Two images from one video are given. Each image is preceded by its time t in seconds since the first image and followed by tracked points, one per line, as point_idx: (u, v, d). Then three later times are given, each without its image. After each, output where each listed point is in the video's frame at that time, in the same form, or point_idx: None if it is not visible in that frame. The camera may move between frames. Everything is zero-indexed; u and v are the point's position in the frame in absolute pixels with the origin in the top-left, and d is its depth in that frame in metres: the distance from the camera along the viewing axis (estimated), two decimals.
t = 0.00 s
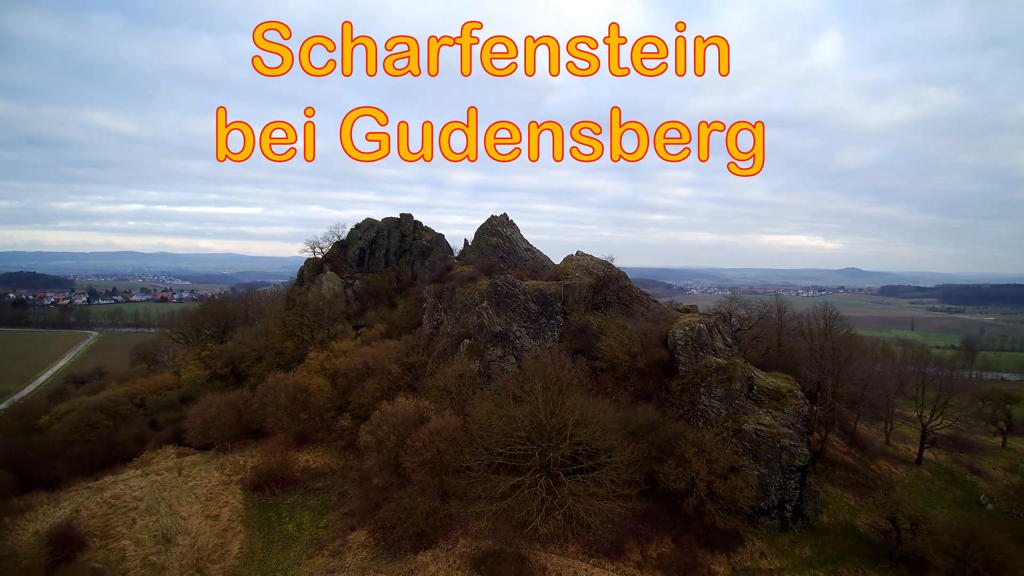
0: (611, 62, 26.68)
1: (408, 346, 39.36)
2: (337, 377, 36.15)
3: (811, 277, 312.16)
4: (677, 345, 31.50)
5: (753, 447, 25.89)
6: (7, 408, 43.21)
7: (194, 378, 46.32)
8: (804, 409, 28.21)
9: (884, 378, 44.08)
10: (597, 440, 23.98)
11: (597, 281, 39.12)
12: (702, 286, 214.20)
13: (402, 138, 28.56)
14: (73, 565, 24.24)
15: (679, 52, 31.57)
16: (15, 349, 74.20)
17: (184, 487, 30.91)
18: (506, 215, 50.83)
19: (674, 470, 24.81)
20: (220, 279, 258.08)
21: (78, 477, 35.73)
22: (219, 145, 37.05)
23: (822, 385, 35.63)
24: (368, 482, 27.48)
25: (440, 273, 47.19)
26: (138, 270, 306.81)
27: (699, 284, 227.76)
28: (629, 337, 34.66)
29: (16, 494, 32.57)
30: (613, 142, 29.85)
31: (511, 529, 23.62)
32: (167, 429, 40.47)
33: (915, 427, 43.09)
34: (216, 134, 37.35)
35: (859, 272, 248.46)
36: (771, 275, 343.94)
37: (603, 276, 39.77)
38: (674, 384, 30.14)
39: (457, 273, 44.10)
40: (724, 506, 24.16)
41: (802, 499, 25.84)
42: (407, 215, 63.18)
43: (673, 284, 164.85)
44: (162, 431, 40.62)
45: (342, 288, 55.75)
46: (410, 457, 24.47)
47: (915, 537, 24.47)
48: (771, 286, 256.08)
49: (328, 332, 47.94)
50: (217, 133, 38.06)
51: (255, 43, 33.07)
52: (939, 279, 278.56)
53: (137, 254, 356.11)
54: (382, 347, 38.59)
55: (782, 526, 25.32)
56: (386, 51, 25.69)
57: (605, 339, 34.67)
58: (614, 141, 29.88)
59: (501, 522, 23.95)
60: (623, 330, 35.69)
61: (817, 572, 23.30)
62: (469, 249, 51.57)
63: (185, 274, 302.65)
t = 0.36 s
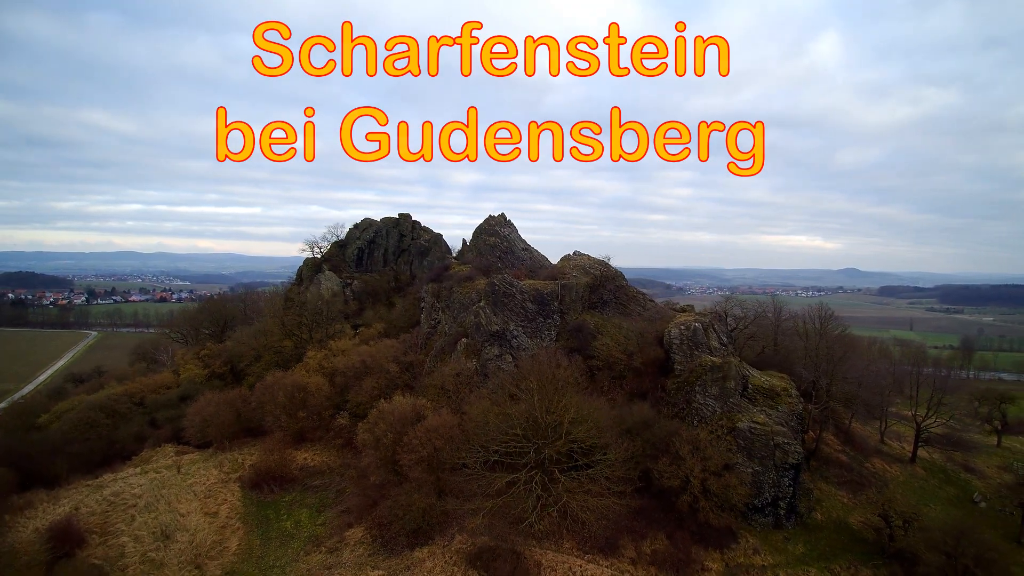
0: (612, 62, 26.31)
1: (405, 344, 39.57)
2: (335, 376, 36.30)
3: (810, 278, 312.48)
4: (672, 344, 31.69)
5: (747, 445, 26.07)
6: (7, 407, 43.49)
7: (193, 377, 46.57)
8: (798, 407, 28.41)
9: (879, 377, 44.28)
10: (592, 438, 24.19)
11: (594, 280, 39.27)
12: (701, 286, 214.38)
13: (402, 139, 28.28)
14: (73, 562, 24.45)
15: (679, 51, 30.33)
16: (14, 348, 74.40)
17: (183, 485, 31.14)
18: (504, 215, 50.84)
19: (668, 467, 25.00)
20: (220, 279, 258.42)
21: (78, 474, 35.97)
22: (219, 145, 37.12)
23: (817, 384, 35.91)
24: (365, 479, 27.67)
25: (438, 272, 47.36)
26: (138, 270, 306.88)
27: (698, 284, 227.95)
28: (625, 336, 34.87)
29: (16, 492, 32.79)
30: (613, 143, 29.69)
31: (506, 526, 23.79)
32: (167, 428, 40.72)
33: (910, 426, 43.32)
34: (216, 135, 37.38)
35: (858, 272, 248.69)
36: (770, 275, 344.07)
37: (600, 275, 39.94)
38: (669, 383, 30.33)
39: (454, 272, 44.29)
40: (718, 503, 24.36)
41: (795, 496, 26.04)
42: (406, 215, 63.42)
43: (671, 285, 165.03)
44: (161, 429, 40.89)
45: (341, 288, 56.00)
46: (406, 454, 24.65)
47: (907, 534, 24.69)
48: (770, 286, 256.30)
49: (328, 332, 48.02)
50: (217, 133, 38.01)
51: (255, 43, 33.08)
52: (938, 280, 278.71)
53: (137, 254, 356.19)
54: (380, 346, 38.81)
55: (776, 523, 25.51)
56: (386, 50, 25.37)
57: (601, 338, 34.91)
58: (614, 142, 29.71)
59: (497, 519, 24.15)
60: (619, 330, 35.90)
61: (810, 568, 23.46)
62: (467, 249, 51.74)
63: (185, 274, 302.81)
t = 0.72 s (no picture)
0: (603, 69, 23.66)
1: (404, 343, 39.67)
2: (334, 375, 36.39)
3: (809, 278, 313.12)
4: (670, 343, 31.85)
5: (744, 443, 26.22)
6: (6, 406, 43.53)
7: (192, 376, 46.66)
8: (795, 405, 28.59)
9: (875, 376, 44.52)
10: (589, 435, 24.36)
11: (592, 279, 39.41)
12: (700, 286, 214.87)
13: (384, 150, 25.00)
14: (73, 559, 24.55)
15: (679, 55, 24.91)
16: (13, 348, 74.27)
17: (182, 483, 31.25)
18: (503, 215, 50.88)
19: (665, 465, 25.17)
20: (218, 279, 257.88)
21: (77, 473, 36.05)
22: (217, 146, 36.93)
23: (813, 382, 36.26)
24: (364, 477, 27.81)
25: (437, 271, 47.49)
26: (136, 270, 306.20)
27: (697, 284, 228.33)
28: (623, 335, 35.03)
29: (15, 491, 32.87)
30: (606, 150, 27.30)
31: (504, 523, 24.02)
32: (166, 427, 40.79)
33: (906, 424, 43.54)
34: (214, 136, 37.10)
35: (856, 272, 249.21)
36: (768, 275, 344.57)
37: (598, 274, 40.02)
38: (666, 381, 30.46)
39: (453, 271, 44.44)
40: (714, 500, 24.56)
41: (791, 493, 26.24)
42: (405, 215, 63.54)
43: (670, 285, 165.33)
44: (160, 428, 40.96)
45: (340, 287, 56.14)
46: (405, 452, 24.79)
47: (902, 530, 24.89)
48: (768, 286, 256.80)
49: (327, 331, 48.10)
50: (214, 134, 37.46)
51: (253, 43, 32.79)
52: (936, 279, 279.59)
53: (135, 254, 355.38)
54: (379, 345, 38.94)
55: (772, 520, 25.69)
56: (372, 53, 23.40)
57: (599, 337, 35.07)
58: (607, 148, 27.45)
59: (495, 516, 24.32)
60: (617, 329, 36.07)
61: (805, 564, 23.64)
62: (466, 248, 51.84)
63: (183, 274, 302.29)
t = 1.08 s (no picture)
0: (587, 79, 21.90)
1: (405, 343, 39.79)
2: (335, 374, 36.48)
3: (807, 277, 313.84)
4: (669, 341, 31.95)
5: (743, 441, 26.39)
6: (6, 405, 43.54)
7: (192, 375, 46.81)
8: (793, 403, 28.75)
9: (873, 375, 44.74)
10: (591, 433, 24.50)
11: (592, 278, 39.45)
12: (698, 286, 215.30)
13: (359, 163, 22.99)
14: (76, 557, 24.63)
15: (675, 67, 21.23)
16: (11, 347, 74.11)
17: (184, 482, 31.31)
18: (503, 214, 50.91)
19: (666, 462, 25.33)
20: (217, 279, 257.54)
21: (78, 472, 36.10)
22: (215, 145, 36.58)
23: (812, 380, 36.49)
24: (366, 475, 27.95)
25: (437, 270, 47.58)
26: (134, 270, 305.64)
27: (695, 284, 228.64)
28: (622, 334, 35.19)
29: (16, 490, 32.91)
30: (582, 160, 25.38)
31: (506, 520, 24.15)
32: (166, 426, 40.83)
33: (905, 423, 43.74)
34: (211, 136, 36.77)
35: (854, 272, 249.68)
36: (767, 275, 344.95)
37: (598, 273, 40.15)
38: (666, 379, 30.60)
39: (453, 271, 44.57)
40: (714, 497, 24.75)
41: (791, 490, 26.42)
42: (404, 215, 63.67)
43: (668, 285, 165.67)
44: (161, 427, 41.03)
45: (340, 286, 56.24)
46: (407, 450, 24.91)
47: (901, 527, 25.09)
48: (767, 286, 257.42)
49: (328, 330, 48.12)
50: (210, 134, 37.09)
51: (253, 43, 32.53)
52: (933, 279, 280.45)
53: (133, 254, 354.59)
54: (379, 344, 39.07)
55: (772, 517, 25.84)
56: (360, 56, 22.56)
57: (598, 335, 35.23)
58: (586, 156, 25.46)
59: (496, 514, 24.49)
60: (616, 327, 36.23)
61: (805, 561, 23.81)
62: (465, 247, 51.90)
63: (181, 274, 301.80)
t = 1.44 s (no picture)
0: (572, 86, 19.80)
1: (407, 342, 39.88)
2: (337, 373, 36.58)
3: (805, 277, 314.44)
4: (672, 340, 32.13)
5: (746, 439, 26.58)
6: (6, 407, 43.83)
7: (191, 376, 46.67)
8: (796, 401, 28.94)
9: (874, 374, 44.80)
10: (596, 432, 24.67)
11: (594, 277, 39.45)
12: (696, 286, 215.86)
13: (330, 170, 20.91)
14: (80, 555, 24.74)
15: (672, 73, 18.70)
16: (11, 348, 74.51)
17: (189, 480, 31.39)
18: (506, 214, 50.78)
19: (669, 460, 25.51)
20: (214, 279, 256.86)
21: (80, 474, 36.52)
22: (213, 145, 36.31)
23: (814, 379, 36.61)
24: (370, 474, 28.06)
25: (438, 270, 47.62)
26: (132, 270, 304.78)
27: (694, 284, 229.04)
28: (625, 333, 35.29)
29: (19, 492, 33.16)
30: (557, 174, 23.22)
31: (511, 518, 24.26)
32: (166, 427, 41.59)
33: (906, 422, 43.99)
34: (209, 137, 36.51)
35: (852, 272, 250.28)
36: (765, 274, 345.40)
37: (600, 272, 40.23)
38: (669, 377, 30.77)
39: (456, 270, 44.70)
40: (718, 494, 24.94)
41: (794, 488, 26.59)
42: (405, 215, 63.67)
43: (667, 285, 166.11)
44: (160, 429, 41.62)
45: (340, 286, 56.37)
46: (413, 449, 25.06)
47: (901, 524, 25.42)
48: (765, 286, 257.96)
49: (329, 330, 48.17)
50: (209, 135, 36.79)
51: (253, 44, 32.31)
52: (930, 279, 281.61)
53: (131, 254, 353.54)
54: (382, 344, 39.14)
55: (776, 514, 25.96)
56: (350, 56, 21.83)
57: (601, 335, 35.38)
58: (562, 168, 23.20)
59: (501, 512, 24.58)
60: (619, 326, 36.33)
61: (809, 558, 24.10)
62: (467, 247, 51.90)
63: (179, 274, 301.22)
